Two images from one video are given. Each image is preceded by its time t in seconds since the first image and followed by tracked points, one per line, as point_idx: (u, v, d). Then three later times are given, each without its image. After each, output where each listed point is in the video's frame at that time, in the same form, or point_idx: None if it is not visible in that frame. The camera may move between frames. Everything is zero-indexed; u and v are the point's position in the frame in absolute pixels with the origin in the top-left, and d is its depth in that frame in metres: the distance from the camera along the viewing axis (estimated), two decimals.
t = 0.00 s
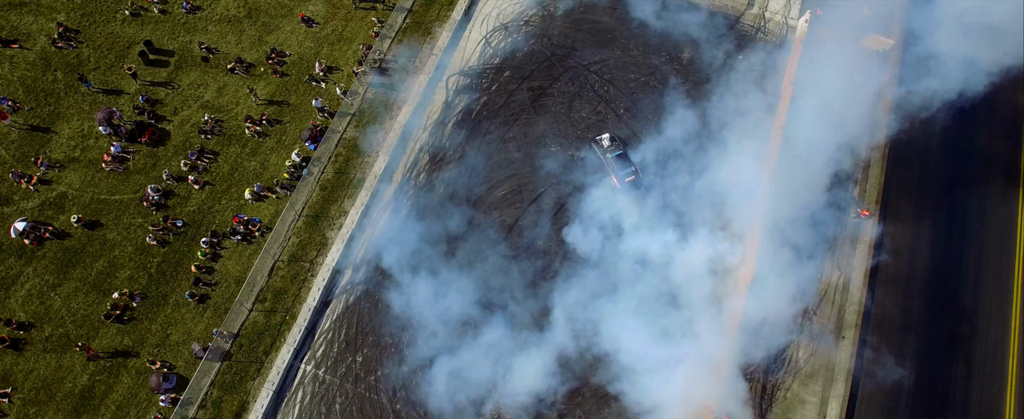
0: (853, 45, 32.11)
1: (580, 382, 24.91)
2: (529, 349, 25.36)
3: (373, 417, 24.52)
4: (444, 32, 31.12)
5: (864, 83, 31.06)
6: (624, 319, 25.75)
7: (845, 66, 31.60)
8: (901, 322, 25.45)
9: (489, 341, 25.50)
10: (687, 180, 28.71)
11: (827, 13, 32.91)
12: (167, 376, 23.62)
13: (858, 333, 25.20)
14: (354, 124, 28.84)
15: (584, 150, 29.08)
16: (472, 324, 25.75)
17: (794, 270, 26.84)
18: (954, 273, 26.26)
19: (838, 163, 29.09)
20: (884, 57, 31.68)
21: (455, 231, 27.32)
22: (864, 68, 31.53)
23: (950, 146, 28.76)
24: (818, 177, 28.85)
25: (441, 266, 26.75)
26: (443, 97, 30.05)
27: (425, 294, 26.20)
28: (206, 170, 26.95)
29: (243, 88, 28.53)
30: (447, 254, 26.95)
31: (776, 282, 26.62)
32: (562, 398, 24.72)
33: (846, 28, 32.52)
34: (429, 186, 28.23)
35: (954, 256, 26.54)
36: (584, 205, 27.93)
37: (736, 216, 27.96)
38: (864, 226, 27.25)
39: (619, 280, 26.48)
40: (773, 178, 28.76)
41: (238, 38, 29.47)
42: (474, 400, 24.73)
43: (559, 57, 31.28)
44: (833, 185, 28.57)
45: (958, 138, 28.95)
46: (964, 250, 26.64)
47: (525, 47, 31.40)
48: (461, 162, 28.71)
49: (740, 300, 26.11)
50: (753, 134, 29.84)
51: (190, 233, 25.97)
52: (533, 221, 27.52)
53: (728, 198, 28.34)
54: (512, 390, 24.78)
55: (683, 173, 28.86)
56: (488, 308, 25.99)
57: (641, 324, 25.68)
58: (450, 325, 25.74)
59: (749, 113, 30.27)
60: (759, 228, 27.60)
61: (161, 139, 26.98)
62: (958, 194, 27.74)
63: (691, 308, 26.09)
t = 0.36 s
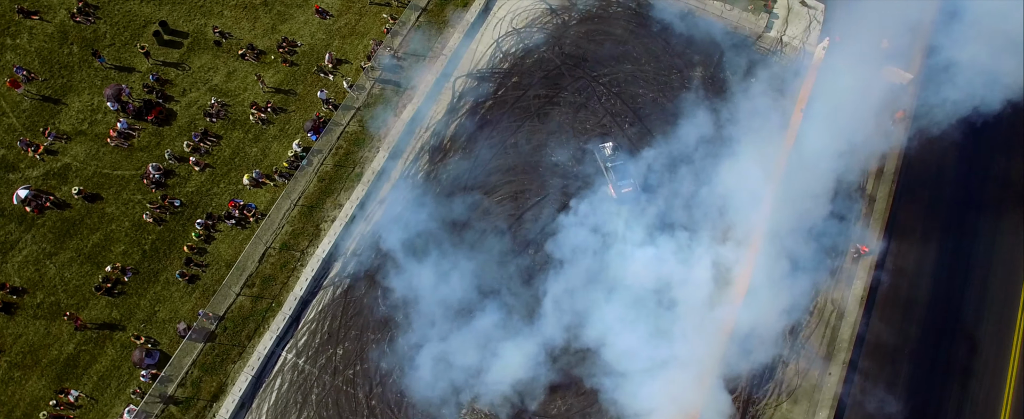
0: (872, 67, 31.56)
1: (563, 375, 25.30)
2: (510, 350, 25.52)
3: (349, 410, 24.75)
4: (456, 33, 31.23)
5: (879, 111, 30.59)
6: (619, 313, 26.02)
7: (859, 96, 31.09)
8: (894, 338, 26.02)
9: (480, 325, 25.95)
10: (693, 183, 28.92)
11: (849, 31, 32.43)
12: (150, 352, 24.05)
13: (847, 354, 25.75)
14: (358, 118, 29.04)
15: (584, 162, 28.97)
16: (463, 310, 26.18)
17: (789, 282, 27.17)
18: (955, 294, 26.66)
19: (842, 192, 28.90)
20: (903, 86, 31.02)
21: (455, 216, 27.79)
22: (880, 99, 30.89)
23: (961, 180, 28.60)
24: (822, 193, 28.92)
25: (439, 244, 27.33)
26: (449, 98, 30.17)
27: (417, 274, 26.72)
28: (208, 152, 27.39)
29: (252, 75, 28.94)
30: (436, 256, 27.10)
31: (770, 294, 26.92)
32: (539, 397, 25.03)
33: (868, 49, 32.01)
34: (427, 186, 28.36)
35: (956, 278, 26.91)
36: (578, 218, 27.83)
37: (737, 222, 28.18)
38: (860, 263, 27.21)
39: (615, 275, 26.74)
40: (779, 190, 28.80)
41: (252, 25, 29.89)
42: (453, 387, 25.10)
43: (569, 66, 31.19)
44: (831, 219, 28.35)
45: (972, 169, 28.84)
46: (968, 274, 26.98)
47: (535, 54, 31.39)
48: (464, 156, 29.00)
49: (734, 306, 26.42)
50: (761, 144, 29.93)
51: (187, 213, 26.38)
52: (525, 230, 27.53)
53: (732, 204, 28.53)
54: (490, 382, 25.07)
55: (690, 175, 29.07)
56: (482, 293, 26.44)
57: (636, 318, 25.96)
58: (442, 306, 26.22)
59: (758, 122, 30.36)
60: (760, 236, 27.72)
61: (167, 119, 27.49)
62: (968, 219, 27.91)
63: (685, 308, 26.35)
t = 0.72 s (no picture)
0: (897, 87, 31.24)
1: (553, 370, 25.42)
2: (493, 351, 25.57)
3: (325, 400, 24.93)
4: (471, 35, 31.33)
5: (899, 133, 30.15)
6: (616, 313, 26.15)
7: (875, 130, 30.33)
8: (893, 368, 25.83)
9: (478, 309, 26.27)
10: (702, 189, 28.96)
11: (876, 48, 32.15)
12: (138, 325, 24.51)
13: (839, 381, 25.55)
14: (364, 111, 29.27)
15: (584, 175, 28.79)
16: (458, 302, 26.40)
17: (786, 296, 27.04)
18: (958, 331, 26.43)
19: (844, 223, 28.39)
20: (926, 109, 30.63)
21: (452, 209, 28.09)
22: (896, 134, 30.12)
23: (976, 215, 28.25)
24: (830, 208, 28.73)
25: (437, 233, 27.62)
26: (457, 99, 30.22)
27: (418, 259, 27.12)
28: (214, 133, 27.82)
29: (264, 60, 29.35)
30: (427, 256, 27.19)
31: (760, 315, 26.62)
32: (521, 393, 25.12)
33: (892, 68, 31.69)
34: (426, 187, 28.52)
35: (961, 314, 26.65)
36: (573, 231, 27.69)
37: (742, 231, 28.20)
38: (856, 303, 26.76)
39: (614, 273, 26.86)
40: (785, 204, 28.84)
41: (270, 12, 30.36)
42: (436, 378, 25.32)
43: (580, 76, 31.05)
44: (830, 254, 27.78)
45: (986, 208, 28.37)
46: (974, 310, 26.74)
47: (548, 62, 31.31)
48: (466, 158, 29.09)
49: (732, 313, 26.64)
50: (774, 156, 29.87)
51: (187, 191, 26.84)
52: (519, 238, 27.48)
53: (740, 212, 28.54)
54: (476, 370, 25.32)
55: (699, 182, 29.08)
56: (478, 285, 26.69)
57: (633, 320, 26.08)
58: (442, 292, 26.55)
59: (773, 134, 30.25)
60: (763, 246, 27.92)
61: (178, 97, 28.00)
62: (978, 256, 27.57)
63: (682, 311, 26.52)
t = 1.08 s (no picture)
0: (925, 101, 30.95)
1: (532, 378, 25.31)
2: (475, 352, 25.57)
3: (303, 388, 25.14)
4: (485, 37, 31.41)
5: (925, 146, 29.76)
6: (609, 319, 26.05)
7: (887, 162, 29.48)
8: (885, 400, 25.49)
9: (479, 296, 26.51)
10: (712, 194, 28.81)
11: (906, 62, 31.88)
12: (129, 297, 24.96)
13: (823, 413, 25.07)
14: (371, 106, 29.55)
15: (583, 187, 28.66)
16: (445, 301, 26.40)
17: (784, 310, 26.75)
18: (955, 373, 26.12)
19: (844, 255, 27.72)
20: (954, 124, 30.42)
21: (442, 209, 28.17)
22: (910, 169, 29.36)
23: (988, 249, 27.97)
24: (841, 223, 28.33)
25: (432, 230, 27.72)
26: (465, 100, 30.33)
27: (409, 257, 27.19)
28: (222, 115, 28.24)
29: (278, 47, 29.77)
30: (418, 254, 27.21)
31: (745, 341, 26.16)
32: (501, 393, 25.11)
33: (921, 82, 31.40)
34: (427, 185, 28.60)
35: (959, 357, 26.35)
36: (567, 242, 27.47)
37: (750, 238, 28.03)
38: (847, 340, 26.23)
39: (605, 279, 26.75)
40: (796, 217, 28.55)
41: None
42: (415, 373, 25.39)
43: (591, 86, 30.88)
44: (824, 288, 27.14)
45: (997, 254, 27.92)
46: (976, 343, 26.55)
47: (560, 69, 31.20)
48: (469, 159, 29.16)
49: (732, 318, 26.51)
50: (789, 167, 29.60)
51: (190, 171, 27.27)
52: (511, 244, 27.40)
53: (749, 220, 28.39)
54: (463, 357, 25.51)
55: (708, 189, 28.92)
56: (466, 286, 26.67)
57: (628, 322, 26.03)
58: (442, 282, 26.75)
59: (789, 146, 29.99)
60: (769, 255, 27.69)
61: (190, 77, 28.52)
62: (984, 301, 27.17)
63: (681, 312, 26.51)
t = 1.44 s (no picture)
0: (961, 122, 30.50)
1: (511, 386, 25.02)
2: (457, 353, 25.51)
3: (286, 372, 25.31)
4: (502, 40, 31.52)
5: (949, 175, 29.18)
6: (601, 329, 25.88)
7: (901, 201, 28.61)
8: None
9: (468, 297, 26.38)
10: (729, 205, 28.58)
11: (945, 81, 31.50)
12: (127, 267, 25.47)
13: None
14: (382, 99, 29.74)
15: (585, 198, 28.40)
16: (433, 300, 26.34)
17: (784, 328, 26.27)
18: (955, 411, 25.11)
19: (843, 290, 26.92)
20: (988, 146, 29.85)
21: (442, 206, 28.18)
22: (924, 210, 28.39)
23: (1006, 287, 26.97)
24: (854, 245, 27.83)
25: (428, 228, 27.65)
26: (475, 101, 30.37)
27: (403, 252, 27.16)
28: (234, 97, 28.75)
29: (296, 34, 30.32)
30: (411, 251, 27.20)
31: (731, 370, 25.54)
32: (479, 397, 24.91)
33: (958, 103, 30.97)
34: (430, 182, 28.60)
35: (963, 391, 25.37)
36: (562, 253, 27.29)
37: (758, 250, 27.72)
38: (838, 379, 25.05)
39: (600, 289, 26.58)
40: (812, 231, 28.09)
41: None
42: (396, 368, 25.36)
43: (603, 98, 30.66)
44: (817, 324, 26.29)
45: (1015, 295, 26.82)
46: (984, 379, 25.54)
47: (574, 79, 31.07)
48: (473, 160, 29.13)
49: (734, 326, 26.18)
50: (810, 180, 29.28)
51: (198, 148, 27.74)
52: (506, 250, 27.26)
53: (760, 233, 28.08)
54: (446, 357, 25.46)
55: (717, 207, 28.51)
56: (456, 287, 26.55)
57: (624, 326, 25.98)
58: (434, 281, 26.67)
59: (808, 160, 29.66)
60: (777, 268, 27.30)
61: (208, 56, 29.21)
62: (994, 341, 26.13)
63: (682, 316, 26.40)
